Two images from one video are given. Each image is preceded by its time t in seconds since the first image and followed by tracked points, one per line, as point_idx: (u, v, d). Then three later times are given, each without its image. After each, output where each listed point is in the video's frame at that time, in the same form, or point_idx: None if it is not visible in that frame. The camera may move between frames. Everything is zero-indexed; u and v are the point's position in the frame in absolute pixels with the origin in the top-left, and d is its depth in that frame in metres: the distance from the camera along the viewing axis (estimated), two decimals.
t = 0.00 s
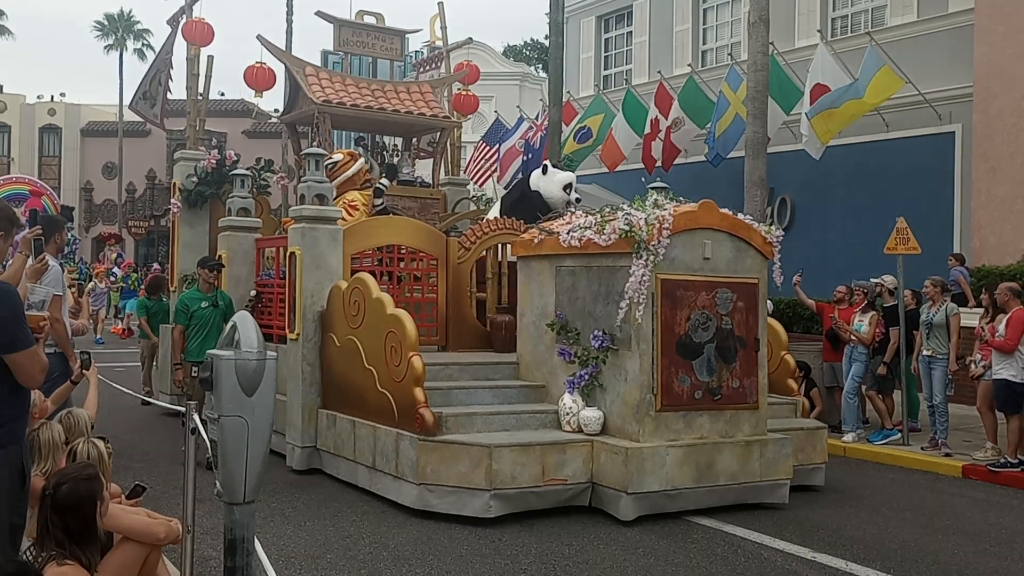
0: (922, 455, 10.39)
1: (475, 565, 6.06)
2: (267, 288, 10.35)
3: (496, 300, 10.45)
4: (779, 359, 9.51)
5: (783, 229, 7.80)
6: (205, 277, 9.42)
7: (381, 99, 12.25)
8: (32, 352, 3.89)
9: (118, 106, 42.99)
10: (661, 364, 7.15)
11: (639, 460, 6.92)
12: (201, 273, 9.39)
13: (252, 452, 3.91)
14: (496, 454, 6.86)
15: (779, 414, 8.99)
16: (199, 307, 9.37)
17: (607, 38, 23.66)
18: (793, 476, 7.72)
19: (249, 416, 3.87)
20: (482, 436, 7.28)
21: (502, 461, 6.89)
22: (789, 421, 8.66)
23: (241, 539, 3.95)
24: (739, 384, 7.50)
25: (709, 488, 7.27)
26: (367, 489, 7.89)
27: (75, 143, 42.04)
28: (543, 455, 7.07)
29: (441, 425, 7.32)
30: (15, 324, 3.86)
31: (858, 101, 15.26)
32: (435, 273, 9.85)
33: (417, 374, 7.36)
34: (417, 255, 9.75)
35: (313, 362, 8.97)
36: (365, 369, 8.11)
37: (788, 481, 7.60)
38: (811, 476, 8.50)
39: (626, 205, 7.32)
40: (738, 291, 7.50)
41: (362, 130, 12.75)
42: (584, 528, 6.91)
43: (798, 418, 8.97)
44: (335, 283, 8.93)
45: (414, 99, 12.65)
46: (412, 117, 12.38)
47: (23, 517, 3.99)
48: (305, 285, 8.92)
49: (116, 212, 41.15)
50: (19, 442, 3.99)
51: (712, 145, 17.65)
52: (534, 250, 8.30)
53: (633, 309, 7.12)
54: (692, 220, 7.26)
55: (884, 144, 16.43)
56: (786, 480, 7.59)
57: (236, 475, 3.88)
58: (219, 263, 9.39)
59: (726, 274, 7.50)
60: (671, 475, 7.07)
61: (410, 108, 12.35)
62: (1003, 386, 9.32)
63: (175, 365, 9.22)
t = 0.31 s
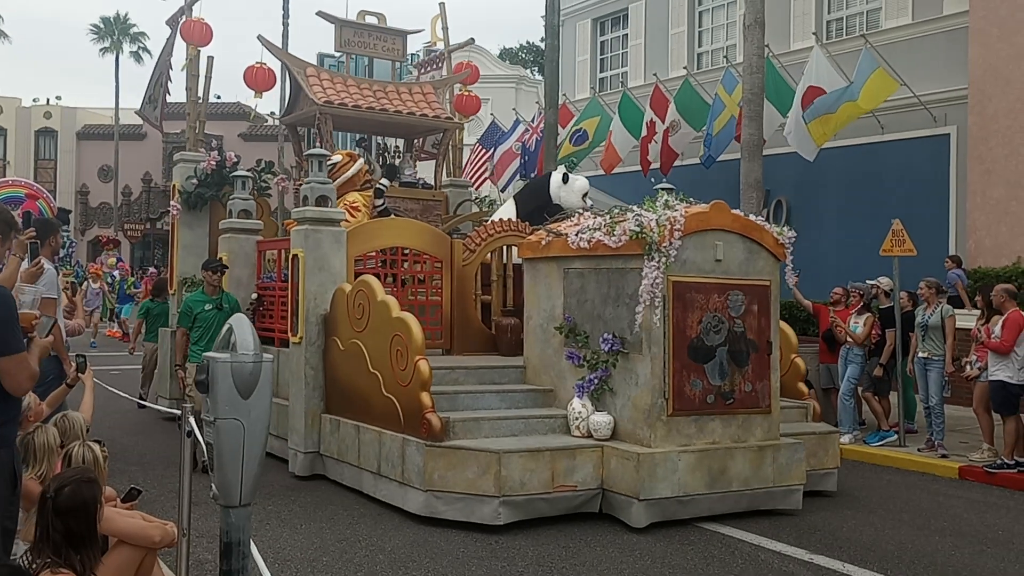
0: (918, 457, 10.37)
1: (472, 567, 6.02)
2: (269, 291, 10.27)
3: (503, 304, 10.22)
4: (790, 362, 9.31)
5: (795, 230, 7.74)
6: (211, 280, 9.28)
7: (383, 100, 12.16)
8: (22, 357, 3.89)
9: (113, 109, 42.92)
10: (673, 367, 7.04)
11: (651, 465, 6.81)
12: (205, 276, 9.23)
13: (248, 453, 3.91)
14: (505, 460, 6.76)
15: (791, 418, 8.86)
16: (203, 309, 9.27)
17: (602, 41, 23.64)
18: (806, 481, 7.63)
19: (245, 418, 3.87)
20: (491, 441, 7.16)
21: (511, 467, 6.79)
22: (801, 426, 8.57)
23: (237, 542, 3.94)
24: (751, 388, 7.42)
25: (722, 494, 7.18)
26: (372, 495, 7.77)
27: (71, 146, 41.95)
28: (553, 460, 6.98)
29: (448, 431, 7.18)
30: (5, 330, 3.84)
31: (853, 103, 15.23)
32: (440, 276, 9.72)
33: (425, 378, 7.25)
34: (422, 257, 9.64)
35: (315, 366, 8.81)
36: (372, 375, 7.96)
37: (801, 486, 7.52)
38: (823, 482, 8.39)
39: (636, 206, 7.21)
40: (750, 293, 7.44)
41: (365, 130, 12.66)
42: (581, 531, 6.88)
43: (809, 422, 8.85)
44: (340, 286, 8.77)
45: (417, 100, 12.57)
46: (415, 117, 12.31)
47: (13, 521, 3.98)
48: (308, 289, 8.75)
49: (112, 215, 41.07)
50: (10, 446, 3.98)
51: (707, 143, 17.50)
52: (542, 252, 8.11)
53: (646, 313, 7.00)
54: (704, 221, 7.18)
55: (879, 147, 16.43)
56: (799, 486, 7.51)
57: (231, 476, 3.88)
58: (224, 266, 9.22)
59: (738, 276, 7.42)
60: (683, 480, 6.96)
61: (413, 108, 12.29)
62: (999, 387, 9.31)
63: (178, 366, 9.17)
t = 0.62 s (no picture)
0: (919, 455, 10.33)
1: (472, 566, 5.99)
2: (274, 291, 10.19)
3: (512, 302, 10.21)
4: (804, 362, 9.22)
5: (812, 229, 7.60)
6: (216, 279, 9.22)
7: (388, 96, 12.01)
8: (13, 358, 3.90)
9: (113, 108, 42.86)
10: (689, 368, 6.87)
11: (667, 468, 6.66)
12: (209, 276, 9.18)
13: (247, 450, 3.88)
14: (519, 463, 6.59)
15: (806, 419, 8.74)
16: (208, 310, 9.21)
17: (602, 40, 23.60)
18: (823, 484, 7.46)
19: (244, 416, 3.85)
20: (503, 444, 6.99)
21: (524, 470, 6.62)
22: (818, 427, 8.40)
23: (236, 540, 3.91)
24: (767, 389, 7.25)
25: (738, 497, 7.02)
26: (382, 498, 7.60)
27: (70, 146, 41.89)
28: (567, 463, 6.81)
29: (460, 433, 7.05)
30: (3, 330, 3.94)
31: (853, 102, 15.19)
32: (448, 276, 9.61)
33: (435, 380, 7.08)
34: (429, 256, 9.49)
35: (323, 367, 8.68)
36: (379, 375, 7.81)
37: (818, 489, 7.36)
38: (838, 484, 8.25)
39: (650, 203, 7.06)
40: (767, 292, 7.27)
41: (368, 128, 12.47)
42: (581, 529, 6.85)
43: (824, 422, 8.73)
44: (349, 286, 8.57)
45: (423, 97, 12.45)
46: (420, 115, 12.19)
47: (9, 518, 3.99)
48: (315, 288, 8.64)
49: (112, 215, 41.01)
50: (6, 444, 4.03)
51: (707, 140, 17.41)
52: (553, 251, 7.96)
53: (662, 312, 6.83)
54: (720, 219, 7.03)
55: (878, 146, 16.40)
56: (816, 489, 7.35)
57: (231, 474, 3.85)
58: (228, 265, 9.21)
59: (754, 275, 7.27)
60: (700, 483, 6.81)
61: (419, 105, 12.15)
62: (999, 386, 9.27)
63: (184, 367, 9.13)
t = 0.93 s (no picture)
0: (918, 455, 10.31)
1: (472, 567, 5.95)
2: (279, 291, 10.12)
3: (520, 303, 10.17)
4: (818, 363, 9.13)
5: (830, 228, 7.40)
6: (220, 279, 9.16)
7: (394, 94, 11.94)
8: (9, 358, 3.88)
9: (113, 108, 42.82)
10: (705, 371, 6.71)
11: (683, 472, 6.48)
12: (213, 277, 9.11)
13: (247, 450, 3.86)
14: (531, 467, 6.40)
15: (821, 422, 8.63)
16: (214, 312, 9.15)
17: (602, 40, 23.57)
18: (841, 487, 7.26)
19: (245, 416, 3.82)
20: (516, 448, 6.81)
21: (537, 474, 6.44)
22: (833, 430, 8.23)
23: (237, 540, 3.88)
24: (784, 391, 7.09)
25: (754, 502, 6.82)
26: (391, 502, 7.43)
27: (70, 145, 41.85)
28: (580, 467, 6.62)
29: (471, 436, 6.89)
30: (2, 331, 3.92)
31: (852, 102, 15.15)
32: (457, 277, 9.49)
33: (445, 381, 6.90)
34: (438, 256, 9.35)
35: (330, 368, 8.47)
36: (387, 377, 7.66)
37: (836, 493, 7.16)
38: (854, 488, 8.11)
39: (665, 202, 6.92)
40: (784, 292, 7.11)
41: (373, 126, 12.42)
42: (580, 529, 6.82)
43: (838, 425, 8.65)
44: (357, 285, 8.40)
45: (428, 95, 12.40)
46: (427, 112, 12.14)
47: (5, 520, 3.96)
48: (322, 289, 8.39)
49: (112, 214, 40.98)
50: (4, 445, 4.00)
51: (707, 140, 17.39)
52: (565, 250, 7.84)
53: (677, 313, 6.68)
54: (736, 217, 6.86)
55: (879, 146, 16.35)
56: (834, 493, 7.15)
57: (231, 475, 3.82)
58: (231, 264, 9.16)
59: (771, 275, 7.10)
60: (716, 488, 6.63)
61: (425, 103, 12.09)
62: (999, 386, 9.24)
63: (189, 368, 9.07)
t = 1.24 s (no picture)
0: (917, 453, 10.29)
1: (471, 563, 5.93)
2: (284, 287, 9.84)
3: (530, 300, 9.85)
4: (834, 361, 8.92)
5: (847, 224, 7.27)
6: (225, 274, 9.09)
7: (400, 90, 11.88)
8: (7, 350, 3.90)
9: (112, 105, 42.77)
10: (722, 369, 6.55)
11: (699, 474, 6.32)
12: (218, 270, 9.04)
13: (248, 447, 3.83)
14: (545, 468, 6.25)
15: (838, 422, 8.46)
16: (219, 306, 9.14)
17: (602, 37, 23.51)
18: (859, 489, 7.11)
19: (245, 413, 3.79)
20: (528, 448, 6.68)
21: (551, 475, 6.28)
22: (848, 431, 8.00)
23: (237, 537, 3.85)
24: (801, 391, 6.94)
25: (771, 504, 6.68)
26: (402, 503, 7.26)
27: (70, 142, 41.76)
28: (594, 468, 6.46)
29: (482, 436, 6.72)
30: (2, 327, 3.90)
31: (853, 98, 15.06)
32: (466, 273, 9.19)
33: (456, 380, 6.75)
34: (449, 253, 9.14)
35: (338, 367, 8.35)
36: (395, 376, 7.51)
37: (853, 495, 7.00)
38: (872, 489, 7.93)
39: (680, 198, 6.76)
40: (801, 290, 6.95)
41: (379, 122, 12.36)
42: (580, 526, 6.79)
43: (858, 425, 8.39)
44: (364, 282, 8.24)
45: (435, 91, 12.33)
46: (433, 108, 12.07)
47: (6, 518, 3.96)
48: (330, 286, 8.28)
49: (111, 211, 40.94)
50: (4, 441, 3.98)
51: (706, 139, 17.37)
52: (578, 247, 7.74)
53: (694, 312, 6.53)
54: (754, 213, 6.70)
55: (879, 143, 16.30)
56: (851, 494, 7.00)
57: (232, 472, 3.79)
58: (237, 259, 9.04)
59: (788, 272, 6.95)
60: (733, 489, 6.48)
61: (431, 99, 12.03)
62: (999, 384, 9.19)
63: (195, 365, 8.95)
